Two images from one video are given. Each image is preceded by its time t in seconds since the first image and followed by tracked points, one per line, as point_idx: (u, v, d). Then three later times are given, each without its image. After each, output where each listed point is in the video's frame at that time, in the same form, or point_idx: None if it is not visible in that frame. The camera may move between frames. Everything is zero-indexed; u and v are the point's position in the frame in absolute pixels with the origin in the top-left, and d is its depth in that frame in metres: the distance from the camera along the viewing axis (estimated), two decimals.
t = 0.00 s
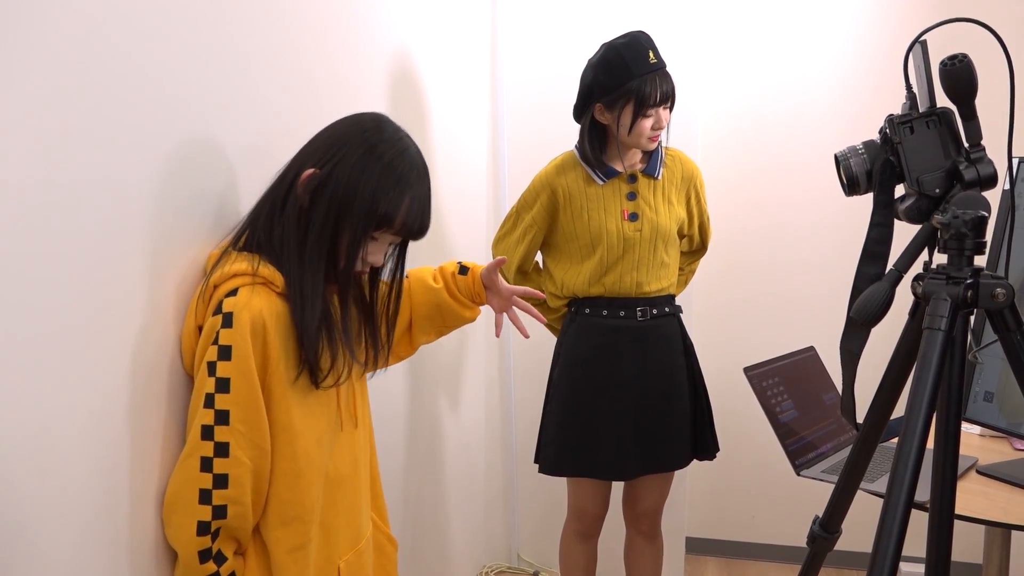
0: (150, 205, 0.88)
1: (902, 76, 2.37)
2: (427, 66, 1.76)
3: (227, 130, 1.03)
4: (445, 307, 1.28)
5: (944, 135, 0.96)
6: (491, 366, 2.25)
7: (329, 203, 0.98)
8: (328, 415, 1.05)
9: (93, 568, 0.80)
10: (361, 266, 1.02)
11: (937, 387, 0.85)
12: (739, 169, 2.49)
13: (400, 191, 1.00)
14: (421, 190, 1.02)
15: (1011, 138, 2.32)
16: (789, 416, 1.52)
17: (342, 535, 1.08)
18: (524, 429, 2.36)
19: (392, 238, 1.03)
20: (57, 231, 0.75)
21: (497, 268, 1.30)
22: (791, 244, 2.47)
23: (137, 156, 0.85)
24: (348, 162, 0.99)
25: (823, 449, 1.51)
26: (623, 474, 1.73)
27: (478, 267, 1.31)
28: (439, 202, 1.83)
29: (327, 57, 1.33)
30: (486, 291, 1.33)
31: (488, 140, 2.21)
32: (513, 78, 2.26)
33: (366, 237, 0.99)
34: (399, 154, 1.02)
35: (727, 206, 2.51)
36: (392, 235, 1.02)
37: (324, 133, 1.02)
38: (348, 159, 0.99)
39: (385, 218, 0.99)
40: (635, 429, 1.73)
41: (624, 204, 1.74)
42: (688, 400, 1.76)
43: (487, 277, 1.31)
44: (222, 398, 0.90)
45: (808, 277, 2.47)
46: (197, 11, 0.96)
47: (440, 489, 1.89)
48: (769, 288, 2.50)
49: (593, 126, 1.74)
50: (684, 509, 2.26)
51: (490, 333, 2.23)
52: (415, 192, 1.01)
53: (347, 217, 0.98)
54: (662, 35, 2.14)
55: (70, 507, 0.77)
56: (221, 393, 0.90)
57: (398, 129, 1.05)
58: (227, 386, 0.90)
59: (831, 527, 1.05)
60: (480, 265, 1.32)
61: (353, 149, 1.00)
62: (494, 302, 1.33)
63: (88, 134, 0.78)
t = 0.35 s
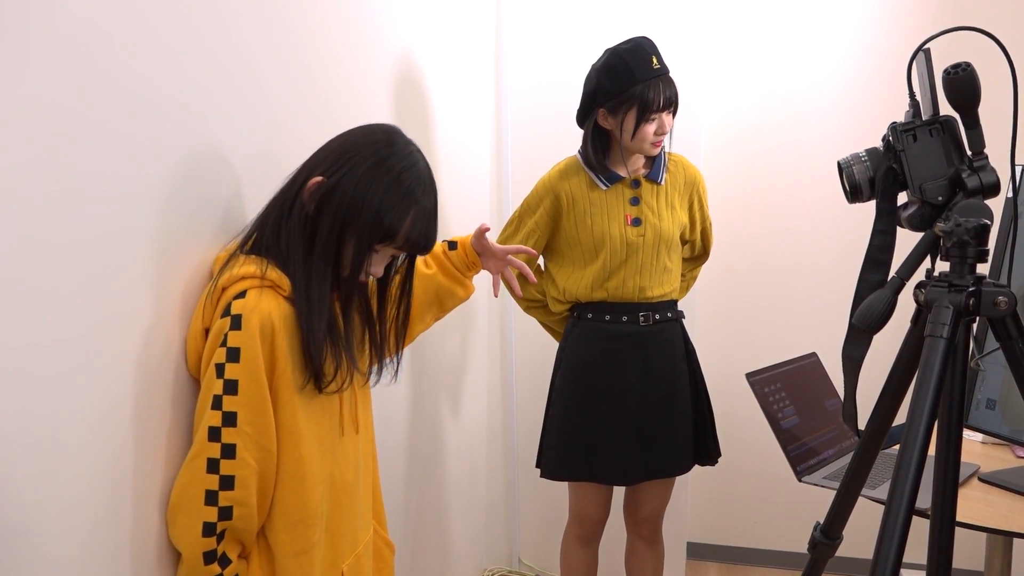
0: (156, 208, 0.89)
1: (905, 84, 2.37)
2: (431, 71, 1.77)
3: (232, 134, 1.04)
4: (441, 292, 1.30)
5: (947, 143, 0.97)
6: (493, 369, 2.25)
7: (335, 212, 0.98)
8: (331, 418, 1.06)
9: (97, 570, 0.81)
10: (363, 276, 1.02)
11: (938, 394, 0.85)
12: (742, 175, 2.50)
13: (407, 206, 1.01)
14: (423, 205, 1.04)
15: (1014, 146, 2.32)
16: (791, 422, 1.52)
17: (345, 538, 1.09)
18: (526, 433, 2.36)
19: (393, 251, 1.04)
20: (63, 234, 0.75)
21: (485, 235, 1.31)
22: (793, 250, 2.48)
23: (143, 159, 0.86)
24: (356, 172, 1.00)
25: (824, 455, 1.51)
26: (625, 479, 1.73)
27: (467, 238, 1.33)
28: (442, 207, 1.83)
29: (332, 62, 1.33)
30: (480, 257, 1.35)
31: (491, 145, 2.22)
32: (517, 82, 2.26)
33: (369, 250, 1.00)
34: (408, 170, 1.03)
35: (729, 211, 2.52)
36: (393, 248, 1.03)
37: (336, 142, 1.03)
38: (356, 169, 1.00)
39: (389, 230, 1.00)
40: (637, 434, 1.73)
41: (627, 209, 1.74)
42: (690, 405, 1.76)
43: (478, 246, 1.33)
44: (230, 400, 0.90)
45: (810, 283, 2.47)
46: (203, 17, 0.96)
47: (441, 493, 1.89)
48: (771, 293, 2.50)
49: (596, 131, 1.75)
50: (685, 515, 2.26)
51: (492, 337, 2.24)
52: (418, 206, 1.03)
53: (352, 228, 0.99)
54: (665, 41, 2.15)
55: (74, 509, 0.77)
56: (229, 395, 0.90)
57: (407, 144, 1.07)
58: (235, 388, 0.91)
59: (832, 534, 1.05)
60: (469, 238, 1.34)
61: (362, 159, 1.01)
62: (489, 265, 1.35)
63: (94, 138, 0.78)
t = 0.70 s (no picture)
0: (158, 208, 0.89)
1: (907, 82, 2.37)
2: (434, 70, 1.76)
3: (236, 134, 1.04)
4: (444, 290, 1.31)
5: (950, 141, 0.96)
6: (496, 368, 2.25)
7: (327, 195, 0.98)
8: (334, 415, 1.06)
9: (101, 568, 0.81)
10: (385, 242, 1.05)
11: (941, 393, 0.85)
12: (745, 173, 2.49)
13: (391, 156, 1.01)
14: (405, 147, 1.04)
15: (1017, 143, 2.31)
16: (794, 419, 1.52)
17: (347, 537, 1.09)
18: (529, 432, 2.36)
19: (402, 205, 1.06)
20: (65, 234, 0.75)
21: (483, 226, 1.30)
22: (797, 248, 2.47)
23: (145, 159, 0.86)
24: (331, 152, 1.00)
25: (828, 453, 1.51)
26: (629, 478, 1.73)
27: (465, 232, 1.32)
28: (444, 205, 1.84)
29: (334, 61, 1.33)
30: (480, 249, 1.34)
31: (494, 143, 2.22)
32: (519, 81, 2.26)
33: (372, 211, 1.00)
34: (375, 125, 1.02)
35: (732, 209, 2.51)
36: (403, 199, 1.04)
37: (298, 134, 1.03)
38: (328, 149, 1.00)
39: (391, 187, 1.01)
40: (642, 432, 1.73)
41: (630, 208, 1.74)
42: (694, 403, 1.76)
43: (479, 239, 1.31)
44: (233, 399, 0.90)
45: (813, 281, 2.47)
46: (205, 16, 0.96)
47: (444, 490, 1.89)
48: (774, 291, 2.50)
49: (598, 130, 1.75)
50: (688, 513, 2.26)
51: (495, 335, 2.23)
52: (402, 148, 1.03)
53: (347, 200, 0.99)
54: (667, 39, 2.14)
55: (78, 508, 0.78)
56: (232, 395, 0.90)
57: (362, 106, 1.05)
58: (238, 387, 0.91)
59: (836, 531, 1.05)
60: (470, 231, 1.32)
61: (331, 137, 1.00)
62: (488, 258, 1.34)
63: (95, 138, 0.78)
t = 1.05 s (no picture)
0: (151, 206, 0.88)
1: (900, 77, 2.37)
2: (427, 66, 1.76)
3: (228, 131, 1.04)
4: (431, 288, 1.31)
5: (942, 136, 0.96)
6: (492, 366, 2.24)
7: (310, 186, 0.99)
8: (328, 412, 1.06)
9: (95, 567, 0.81)
10: (374, 224, 1.07)
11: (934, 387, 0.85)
12: (739, 169, 2.50)
13: (366, 134, 1.03)
14: (377, 127, 1.05)
15: (1010, 139, 2.32)
16: (788, 415, 1.52)
17: (342, 535, 1.09)
18: (524, 428, 2.36)
19: (385, 183, 1.07)
20: (59, 232, 0.75)
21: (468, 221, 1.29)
22: (791, 244, 2.48)
23: (139, 155, 0.85)
24: (307, 142, 1.00)
25: (821, 448, 1.51)
26: (625, 474, 1.73)
27: (449, 227, 1.30)
28: (439, 202, 1.83)
29: (327, 57, 1.33)
30: (464, 243, 1.33)
31: (488, 140, 2.22)
32: (513, 77, 2.26)
33: (350, 196, 1.01)
34: (343, 109, 1.03)
35: (726, 206, 2.51)
36: (384, 177, 1.06)
37: (264, 134, 1.01)
38: (301, 141, 1.00)
39: (370, 165, 1.03)
40: (637, 428, 1.73)
41: (625, 204, 1.74)
42: (689, 398, 1.76)
43: (462, 233, 1.30)
44: (226, 398, 0.90)
45: (807, 277, 2.47)
46: (197, 13, 0.96)
47: (440, 488, 1.89)
48: (768, 287, 2.51)
49: (592, 126, 1.75)
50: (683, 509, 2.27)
51: (491, 332, 2.23)
52: (374, 128, 1.04)
53: (325, 189, 1.00)
54: (661, 35, 2.14)
55: (71, 507, 0.77)
56: (225, 393, 0.90)
57: (328, 95, 1.05)
58: (231, 386, 0.91)
59: (830, 525, 1.05)
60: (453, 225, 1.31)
61: (304, 127, 1.00)
62: (473, 251, 1.33)
63: (88, 136, 0.78)
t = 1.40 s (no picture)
0: (152, 207, 0.88)
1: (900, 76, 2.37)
2: (428, 66, 1.76)
3: (230, 131, 1.04)
4: (430, 286, 1.30)
5: (943, 134, 0.96)
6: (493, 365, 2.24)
7: (310, 185, 0.99)
8: (331, 410, 1.06)
9: (97, 567, 0.81)
10: (373, 223, 1.07)
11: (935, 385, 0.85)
12: (740, 168, 2.50)
13: (365, 134, 1.03)
14: (376, 127, 1.05)
15: (1010, 138, 2.32)
16: (789, 414, 1.52)
17: (345, 535, 1.09)
18: (525, 428, 2.36)
19: (384, 183, 1.07)
20: (61, 233, 0.75)
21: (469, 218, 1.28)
22: (792, 244, 2.48)
23: (139, 156, 0.85)
24: (306, 141, 1.00)
25: (822, 447, 1.51)
26: (626, 472, 1.73)
27: (449, 225, 1.31)
28: (439, 201, 1.83)
29: (327, 57, 1.33)
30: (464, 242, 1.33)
31: (488, 139, 2.22)
32: (513, 77, 2.26)
33: (348, 194, 1.01)
34: (342, 109, 1.03)
35: (727, 205, 2.51)
36: (383, 177, 1.06)
37: (263, 135, 1.01)
38: (301, 139, 1.00)
39: (369, 163, 1.03)
40: (638, 427, 1.73)
41: (627, 204, 1.74)
42: (690, 397, 1.76)
43: (463, 231, 1.30)
44: (230, 398, 0.90)
45: (808, 275, 2.47)
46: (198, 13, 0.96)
47: (441, 487, 1.89)
48: (769, 286, 2.50)
49: (593, 124, 1.75)
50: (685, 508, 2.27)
51: (492, 331, 2.23)
52: (373, 127, 1.05)
53: (326, 188, 1.00)
54: (660, 34, 2.14)
55: (73, 508, 0.77)
56: (229, 393, 0.90)
57: (328, 94, 1.05)
58: (235, 386, 0.91)
59: (831, 524, 1.05)
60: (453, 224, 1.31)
61: (304, 127, 1.00)
62: (472, 250, 1.33)
63: (89, 137, 0.78)
